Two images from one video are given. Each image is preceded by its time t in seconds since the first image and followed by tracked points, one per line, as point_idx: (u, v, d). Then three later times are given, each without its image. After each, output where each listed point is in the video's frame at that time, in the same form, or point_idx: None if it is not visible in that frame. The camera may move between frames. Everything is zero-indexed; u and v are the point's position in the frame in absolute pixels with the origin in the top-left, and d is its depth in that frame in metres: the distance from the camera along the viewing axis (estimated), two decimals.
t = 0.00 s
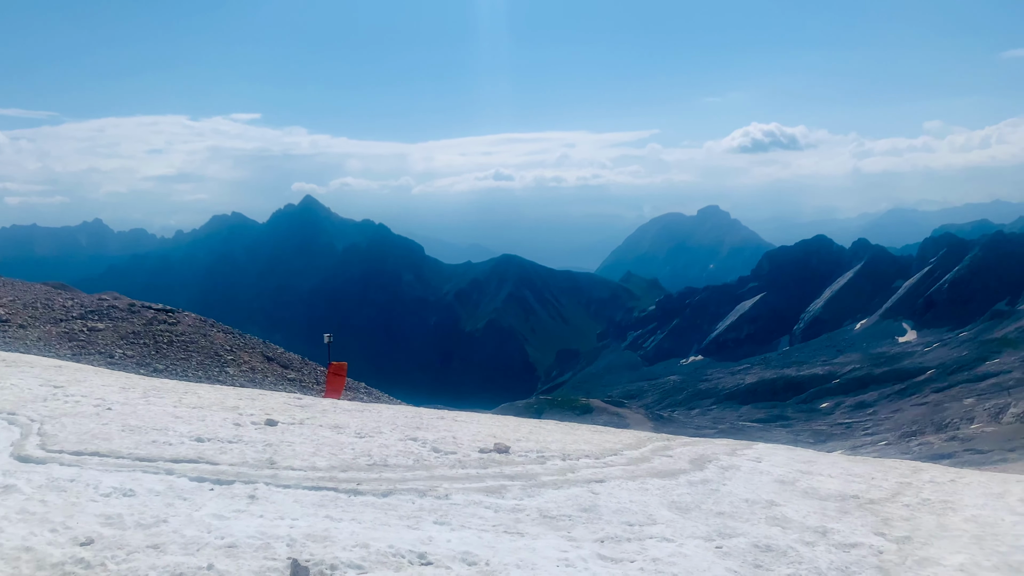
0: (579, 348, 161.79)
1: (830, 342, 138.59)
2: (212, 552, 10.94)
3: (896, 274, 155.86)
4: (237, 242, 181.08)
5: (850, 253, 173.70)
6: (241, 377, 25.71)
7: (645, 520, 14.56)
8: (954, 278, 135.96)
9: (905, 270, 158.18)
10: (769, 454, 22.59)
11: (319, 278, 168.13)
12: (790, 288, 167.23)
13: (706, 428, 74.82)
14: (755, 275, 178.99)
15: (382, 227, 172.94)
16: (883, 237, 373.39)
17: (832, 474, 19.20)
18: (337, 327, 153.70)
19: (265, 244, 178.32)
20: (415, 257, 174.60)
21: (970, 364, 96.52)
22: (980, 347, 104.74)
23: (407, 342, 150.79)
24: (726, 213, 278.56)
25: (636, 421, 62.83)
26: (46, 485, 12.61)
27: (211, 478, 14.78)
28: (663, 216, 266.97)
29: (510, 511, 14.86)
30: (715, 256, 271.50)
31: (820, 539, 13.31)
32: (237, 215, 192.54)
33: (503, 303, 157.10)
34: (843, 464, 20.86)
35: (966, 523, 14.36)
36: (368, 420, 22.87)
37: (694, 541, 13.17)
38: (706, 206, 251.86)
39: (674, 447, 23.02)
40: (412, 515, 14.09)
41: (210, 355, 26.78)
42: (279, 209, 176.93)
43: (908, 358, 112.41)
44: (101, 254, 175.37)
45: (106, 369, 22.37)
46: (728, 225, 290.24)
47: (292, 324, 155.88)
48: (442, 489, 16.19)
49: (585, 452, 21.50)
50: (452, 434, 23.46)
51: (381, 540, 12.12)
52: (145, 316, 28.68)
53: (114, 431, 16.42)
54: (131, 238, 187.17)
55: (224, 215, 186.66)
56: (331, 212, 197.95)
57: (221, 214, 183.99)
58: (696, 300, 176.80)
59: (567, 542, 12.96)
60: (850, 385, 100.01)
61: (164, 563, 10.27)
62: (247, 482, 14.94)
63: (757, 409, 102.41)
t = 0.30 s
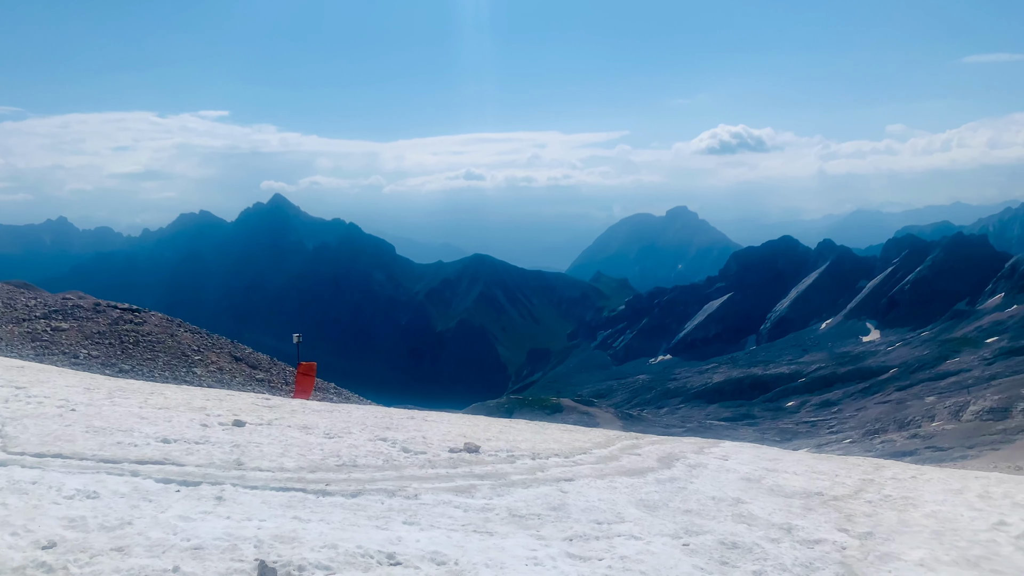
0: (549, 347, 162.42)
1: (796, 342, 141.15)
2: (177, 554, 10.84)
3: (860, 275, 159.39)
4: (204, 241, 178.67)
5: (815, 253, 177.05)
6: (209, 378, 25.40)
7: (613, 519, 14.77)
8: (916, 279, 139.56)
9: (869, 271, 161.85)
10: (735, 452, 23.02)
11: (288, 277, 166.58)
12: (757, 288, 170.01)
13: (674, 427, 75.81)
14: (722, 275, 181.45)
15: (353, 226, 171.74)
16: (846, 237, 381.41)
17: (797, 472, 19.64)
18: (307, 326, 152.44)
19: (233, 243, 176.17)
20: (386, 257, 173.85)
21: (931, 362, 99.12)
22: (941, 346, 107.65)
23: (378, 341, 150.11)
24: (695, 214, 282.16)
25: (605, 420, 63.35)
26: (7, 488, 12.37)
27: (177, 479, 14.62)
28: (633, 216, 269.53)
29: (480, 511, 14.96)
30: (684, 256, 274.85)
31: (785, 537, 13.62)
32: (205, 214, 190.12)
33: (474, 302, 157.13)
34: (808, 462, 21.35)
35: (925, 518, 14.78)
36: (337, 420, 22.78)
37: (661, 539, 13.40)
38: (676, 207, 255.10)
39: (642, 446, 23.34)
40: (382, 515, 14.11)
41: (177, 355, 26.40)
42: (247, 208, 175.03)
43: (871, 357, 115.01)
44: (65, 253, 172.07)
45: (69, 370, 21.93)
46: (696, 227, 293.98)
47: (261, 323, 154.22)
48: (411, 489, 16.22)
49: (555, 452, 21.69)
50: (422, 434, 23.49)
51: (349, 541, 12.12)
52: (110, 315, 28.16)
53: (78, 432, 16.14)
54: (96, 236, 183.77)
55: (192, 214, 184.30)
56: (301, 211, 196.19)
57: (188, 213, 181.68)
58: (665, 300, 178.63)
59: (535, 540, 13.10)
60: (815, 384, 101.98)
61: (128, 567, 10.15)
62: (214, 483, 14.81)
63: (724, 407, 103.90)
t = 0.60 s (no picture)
0: (521, 347, 162.82)
1: (763, 341, 143.40)
2: (144, 558, 10.75)
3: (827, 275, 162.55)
4: (171, 241, 175.87)
5: (783, 254, 179.96)
6: (176, 380, 25.00)
7: (584, 518, 14.95)
8: (881, 278, 142.94)
9: (835, 271, 165.02)
10: (704, 451, 23.37)
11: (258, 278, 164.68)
12: (726, 289, 172.39)
13: (644, 426, 76.54)
14: (692, 275, 183.42)
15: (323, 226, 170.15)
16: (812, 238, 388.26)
17: (764, 470, 20.04)
18: (277, 328, 151.05)
19: (201, 243, 173.60)
20: (357, 257, 172.66)
21: (896, 361, 101.64)
22: (905, 345, 110.35)
23: (349, 343, 149.20)
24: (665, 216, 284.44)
25: (577, 420, 63.73)
26: None
27: (144, 482, 14.45)
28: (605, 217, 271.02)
29: (450, 511, 15.02)
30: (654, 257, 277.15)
31: (752, 534, 13.93)
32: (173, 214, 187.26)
33: (445, 303, 156.77)
34: (775, 460, 21.77)
35: (890, 515, 15.17)
36: (307, 422, 22.63)
37: (631, 537, 13.62)
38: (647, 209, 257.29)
39: (612, 445, 23.60)
40: (351, 517, 14.12)
41: (144, 356, 25.99)
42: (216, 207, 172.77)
43: (836, 356, 117.48)
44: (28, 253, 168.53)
45: (32, 373, 21.43)
46: (666, 228, 296.37)
47: (230, 325, 152.36)
48: (381, 490, 16.23)
49: (525, 451, 21.84)
50: (392, 435, 23.45)
51: (319, 544, 12.10)
52: (75, 316, 27.62)
53: (41, 436, 15.84)
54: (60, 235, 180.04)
55: (160, 214, 181.53)
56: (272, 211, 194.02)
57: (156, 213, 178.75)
58: (636, 300, 180.07)
59: (506, 540, 13.21)
60: (782, 383, 103.67)
61: (93, 573, 10.03)
62: (182, 486, 14.69)
63: (694, 406, 105.16)
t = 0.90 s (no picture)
0: (496, 348, 163.01)
1: (734, 341, 145.33)
2: (112, 564, 10.62)
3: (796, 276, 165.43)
4: (141, 243, 173.39)
5: (753, 255, 182.55)
6: (147, 383, 24.67)
7: (557, 518, 15.08)
8: (849, 278, 145.92)
9: (804, 272, 168.01)
10: (676, 450, 23.70)
11: (229, 279, 162.86)
12: (697, 289, 174.35)
13: (618, 425, 77.07)
14: (664, 276, 185.17)
15: (296, 227, 168.66)
16: (781, 239, 394.30)
17: (735, 469, 20.38)
18: (249, 330, 149.53)
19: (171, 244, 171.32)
20: (330, 258, 171.37)
21: (863, 360, 103.78)
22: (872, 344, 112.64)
23: (321, 345, 148.15)
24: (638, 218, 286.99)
25: (551, 420, 64.03)
26: None
27: (113, 486, 14.26)
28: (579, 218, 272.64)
29: (424, 513, 15.07)
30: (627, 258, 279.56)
31: (724, 532, 14.19)
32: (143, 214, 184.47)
33: (420, 304, 156.28)
34: (746, 458, 22.14)
35: (857, 511, 15.53)
36: (280, 425, 22.44)
37: (604, 537, 13.79)
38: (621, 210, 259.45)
39: (585, 445, 23.79)
40: (324, 520, 14.08)
41: (114, 359, 25.58)
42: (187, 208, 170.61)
43: (806, 356, 119.50)
44: None
45: None
46: (639, 229, 299.17)
47: (201, 327, 150.51)
48: (355, 493, 16.21)
49: (499, 452, 21.93)
50: (366, 437, 23.38)
51: (291, 547, 12.06)
52: (43, 318, 27.08)
53: (6, 441, 15.55)
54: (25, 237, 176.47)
55: (129, 215, 178.83)
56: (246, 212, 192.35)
57: (125, 214, 176.09)
58: (609, 300, 181.18)
59: (480, 541, 13.28)
60: (753, 382, 105.13)
61: None
62: (152, 490, 14.49)
63: (666, 405, 106.18)
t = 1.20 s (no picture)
0: (471, 349, 162.97)
1: (708, 341, 146.94)
2: (82, 571, 10.52)
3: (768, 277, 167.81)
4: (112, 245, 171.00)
5: (725, 256, 184.63)
6: (119, 387, 24.34)
7: (532, 519, 15.23)
8: (820, 279, 148.49)
9: (776, 273, 170.52)
10: (650, 450, 23.96)
11: (202, 282, 161.20)
12: (671, 290, 175.95)
13: (593, 426, 77.51)
14: (638, 277, 186.50)
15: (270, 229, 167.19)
16: (754, 241, 399.19)
17: (708, 468, 20.67)
18: (222, 333, 148.23)
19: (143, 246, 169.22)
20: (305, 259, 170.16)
21: (834, 360, 105.65)
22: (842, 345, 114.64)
23: (296, 347, 147.29)
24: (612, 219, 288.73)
25: (527, 421, 64.26)
26: None
27: (82, 491, 14.09)
28: (555, 220, 274.91)
29: (399, 515, 15.11)
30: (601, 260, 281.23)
31: (696, 531, 14.44)
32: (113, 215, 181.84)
33: (395, 306, 155.87)
34: (719, 458, 22.46)
35: (827, 510, 15.87)
36: (253, 428, 22.30)
37: (578, 537, 13.95)
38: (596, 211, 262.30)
39: (561, 445, 23.97)
40: (298, 524, 14.04)
41: (84, 363, 25.19)
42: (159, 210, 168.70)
43: (778, 356, 121.25)
44: None
45: None
46: (613, 231, 300.82)
47: (173, 330, 148.89)
48: (329, 496, 16.19)
49: (474, 454, 22.03)
50: (341, 439, 23.33)
51: (264, 550, 12.04)
52: (11, 321, 26.61)
53: None
54: None
55: (99, 217, 176.31)
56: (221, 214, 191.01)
57: (95, 215, 173.62)
58: (584, 301, 181.95)
59: (455, 543, 13.37)
60: (726, 382, 106.33)
61: None
62: (122, 495, 14.34)
63: (641, 406, 107.05)
